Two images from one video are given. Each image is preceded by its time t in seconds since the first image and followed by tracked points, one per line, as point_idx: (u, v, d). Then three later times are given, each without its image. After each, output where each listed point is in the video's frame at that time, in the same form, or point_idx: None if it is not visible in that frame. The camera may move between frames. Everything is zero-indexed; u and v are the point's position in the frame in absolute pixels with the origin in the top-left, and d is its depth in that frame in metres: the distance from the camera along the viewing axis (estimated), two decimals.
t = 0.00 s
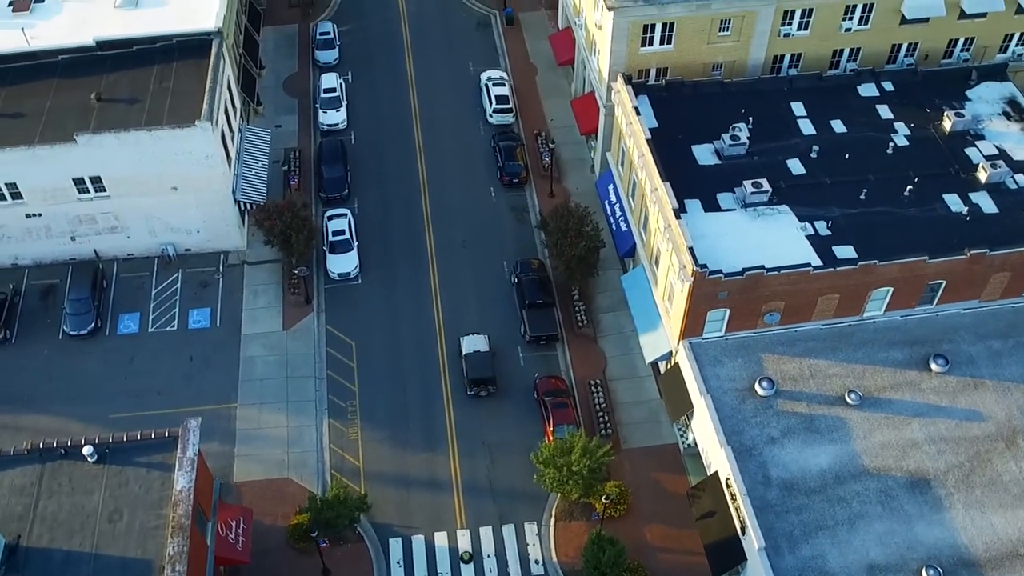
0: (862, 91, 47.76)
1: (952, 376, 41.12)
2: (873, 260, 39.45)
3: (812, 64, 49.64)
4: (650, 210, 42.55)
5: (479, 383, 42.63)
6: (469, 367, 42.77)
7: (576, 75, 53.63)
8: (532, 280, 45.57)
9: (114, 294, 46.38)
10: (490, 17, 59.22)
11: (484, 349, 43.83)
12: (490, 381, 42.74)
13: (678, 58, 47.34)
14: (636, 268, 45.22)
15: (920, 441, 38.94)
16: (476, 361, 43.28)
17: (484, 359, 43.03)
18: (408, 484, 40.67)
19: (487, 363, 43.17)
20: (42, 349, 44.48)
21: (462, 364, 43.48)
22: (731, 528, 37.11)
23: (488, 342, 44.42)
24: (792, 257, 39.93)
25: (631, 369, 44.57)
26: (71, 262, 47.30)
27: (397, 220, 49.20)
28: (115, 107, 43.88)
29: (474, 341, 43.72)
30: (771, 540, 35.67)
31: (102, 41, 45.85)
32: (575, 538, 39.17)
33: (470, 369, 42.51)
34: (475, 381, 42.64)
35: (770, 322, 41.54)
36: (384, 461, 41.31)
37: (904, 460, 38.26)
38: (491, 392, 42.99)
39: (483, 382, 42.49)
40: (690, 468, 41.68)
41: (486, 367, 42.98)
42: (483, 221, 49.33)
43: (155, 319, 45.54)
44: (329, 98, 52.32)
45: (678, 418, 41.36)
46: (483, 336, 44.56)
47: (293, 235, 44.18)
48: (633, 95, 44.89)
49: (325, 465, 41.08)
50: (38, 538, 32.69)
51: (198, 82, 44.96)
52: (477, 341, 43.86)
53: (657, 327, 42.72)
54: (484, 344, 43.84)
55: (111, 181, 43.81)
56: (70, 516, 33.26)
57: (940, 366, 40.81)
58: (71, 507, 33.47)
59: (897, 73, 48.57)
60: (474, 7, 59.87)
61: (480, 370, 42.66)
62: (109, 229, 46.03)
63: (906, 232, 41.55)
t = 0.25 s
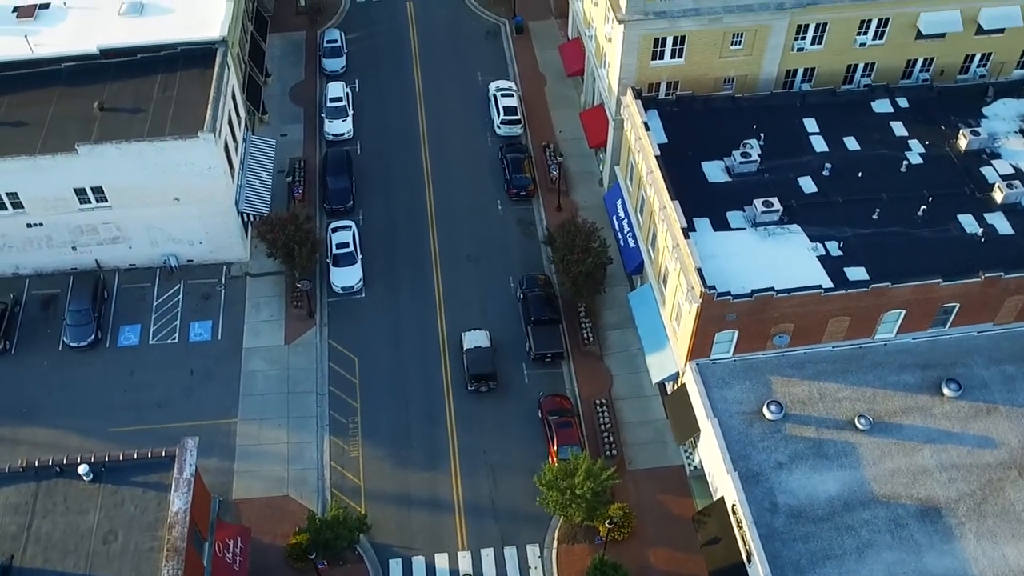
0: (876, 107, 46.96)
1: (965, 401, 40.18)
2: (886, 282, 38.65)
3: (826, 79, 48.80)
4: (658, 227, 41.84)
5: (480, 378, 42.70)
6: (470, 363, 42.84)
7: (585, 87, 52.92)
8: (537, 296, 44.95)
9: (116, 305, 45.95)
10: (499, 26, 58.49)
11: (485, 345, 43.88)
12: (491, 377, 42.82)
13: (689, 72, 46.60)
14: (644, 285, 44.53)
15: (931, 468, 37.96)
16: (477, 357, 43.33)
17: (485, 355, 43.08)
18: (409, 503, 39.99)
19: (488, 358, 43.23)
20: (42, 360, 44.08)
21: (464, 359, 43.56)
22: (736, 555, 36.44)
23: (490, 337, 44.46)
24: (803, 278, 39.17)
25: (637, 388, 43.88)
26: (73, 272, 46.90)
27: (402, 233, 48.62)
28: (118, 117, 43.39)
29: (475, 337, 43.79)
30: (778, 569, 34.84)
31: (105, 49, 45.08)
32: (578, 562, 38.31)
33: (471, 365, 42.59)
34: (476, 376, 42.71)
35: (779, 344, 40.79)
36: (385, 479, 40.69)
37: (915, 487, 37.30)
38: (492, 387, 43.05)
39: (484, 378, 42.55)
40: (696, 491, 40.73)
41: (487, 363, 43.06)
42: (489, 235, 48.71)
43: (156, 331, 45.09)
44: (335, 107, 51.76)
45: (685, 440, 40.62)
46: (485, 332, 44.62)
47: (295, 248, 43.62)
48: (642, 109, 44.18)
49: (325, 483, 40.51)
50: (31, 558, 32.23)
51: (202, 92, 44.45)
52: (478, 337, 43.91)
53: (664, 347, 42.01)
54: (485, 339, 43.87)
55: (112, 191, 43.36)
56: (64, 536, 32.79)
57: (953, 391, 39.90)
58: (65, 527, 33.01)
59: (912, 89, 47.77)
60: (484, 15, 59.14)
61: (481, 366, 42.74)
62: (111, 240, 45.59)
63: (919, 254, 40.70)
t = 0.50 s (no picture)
0: (883, 120, 46.29)
1: (972, 423, 39.45)
2: (892, 302, 37.99)
3: (832, 92, 48.20)
4: (661, 243, 41.23)
5: (478, 375, 42.73)
6: (467, 360, 42.84)
7: (588, 97, 52.28)
8: (539, 312, 44.38)
9: (112, 317, 45.46)
10: (502, 34, 57.85)
11: (483, 342, 43.87)
12: (489, 374, 42.84)
13: (693, 84, 45.96)
14: (647, 301, 43.92)
15: (938, 491, 37.19)
16: (475, 354, 43.34)
17: (482, 352, 43.09)
18: (408, 522, 39.36)
19: (486, 355, 43.24)
20: (37, 373, 43.59)
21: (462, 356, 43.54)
22: None
23: (488, 334, 44.46)
24: (808, 297, 38.49)
25: (639, 405, 43.26)
26: (69, 283, 46.42)
27: (402, 246, 48.06)
28: (114, 128, 42.85)
29: (473, 334, 43.77)
30: None
31: (102, 59, 44.66)
32: None
33: (469, 362, 42.61)
34: (474, 373, 42.73)
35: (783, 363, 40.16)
36: (383, 497, 40.10)
37: (921, 511, 36.53)
38: (489, 384, 43.06)
39: (481, 375, 42.54)
40: (698, 511, 40.03)
41: (485, 360, 43.06)
42: (490, 248, 48.12)
43: (152, 345, 44.60)
44: (335, 117, 51.19)
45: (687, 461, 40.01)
46: (482, 330, 44.60)
47: (294, 262, 43.06)
48: (646, 122, 43.56)
49: (323, 500, 39.95)
50: None
51: (200, 102, 43.90)
52: (476, 334, 43.92)
53: (667, 365, 41.40)
54: (483, 336, 43.87)
55: (109, 203, 42.86)
56: (56, 558, 32.27)
57: (960, 412, 39.18)
58: (57, 549, 32.48)
59: (919, 102, 47.09)
60: (486, 23, 58.50)
61: (478, 363, 42.74)
62: (108, 251, 45.09)
63: (926, 272, 40.00)
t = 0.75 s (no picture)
0: (889, 136, 45.50)
1: (979, 447, 38.47)
2: (897, 324, 37.23)
3: (837, 106, 47.44)
4: (662, 262, 40.48)
5: (473, 373, 42.79)
6: (462, 357, 42.91)
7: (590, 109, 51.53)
8: (538, 330, 43.67)
9: (105, 334, 44.85)
10: (503, 44, 57.10)
11: (478, 340, 43.94)
12: (483, 371, 42.91)
13: (696, 99, 45.21)
14: (648, 320, 43.19)
15: (943, 518, 36.20)
16: (470, 352, 43.40)
17: (477, 349, 43.18)
18: (403, 546, 38.58)
19: (481, 353, 43.31)
20: (29, 391, 43.02)
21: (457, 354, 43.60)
22: None
23: (483, 331, 44.54)
24: (812, 319, 37.72)
25: (639, 427, 42.52)
26: (62, 298, 45.83)
27: (400, 261, 47.38)
28: (107, 142, 42.22)
29: (468, 331, 43.84)
30: None
31: (96, 71, 43.90)
32: None
33: (464, 359, 42.68)
34: (469, 370, 42.80)
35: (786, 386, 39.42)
36: (378, 520, 39.35)
37: (927, 539, 35.54)
38: (484, 381, 43.13)
39: (476, 372, 42.60)
40: (699, 536, 39.17)
41: (479, 357, 43.14)
42: (489, 263, 47.41)
43: (146, 362, 43.98)
44: (333, 129, 50.51)
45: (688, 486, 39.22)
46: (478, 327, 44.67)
47: (289, 279, 42.36)
48: (648, 138, 42.82)
49: (317, 522, 39.20)
50: None
51: (195, 116, 43.25)
52: (471, 331, 43.99)
53: (668, 387, 40.66)
54: (478, 333, 43.94)
55: (102, 219, 42.24)
56: None
57: (966, 437, 38.25)
58: None
59: (926, 117, 46.31)
60: (487, 32, 57.75)
61: (473, 361, 42.81)
62: (101, 267, 44.47)
63: (932, 293, 39.16)
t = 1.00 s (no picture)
0: (893, 151, 44.80)
1: (984, 470, 37.75)
2: (901, 346, 36.52)
3: (840, 120, 46.71)
4: (661, 281, 39.79)
5: (467, 372, 42.64)
6: (456, 356, 42.72)
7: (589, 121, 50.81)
8: (536, 348, 42.99)
9: (97, 351, 44.20)
10: (501, 54, 56.39)
11: (473, 338, 43.79)
12: (478, 370, 42.78)
13: (697, 113, 44.51)
14: (647, 339, 42.49)
15: (947, 544, 35.48)
16: (465, 351, 43.25)
17: (472, 348, 43.03)
18: (398, 570, 37.85)
19: (476, 352, 43.17)
20: (20, 409, 42.38)
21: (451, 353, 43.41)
22: None
23: (478, 331, 44.39)
24: (815, 341, 37.00)
25: (638, 447, 41.83)
26: (53, 314, 45.18)
27: (396, 276, 46.72)
28: (98, 157, 41.56)
29: (463, 330, 43.66)
30: None
31: (87, 83, 43.10)
32: None
33: (458, 358, 42.49)
34: (463, 369, 42.64)
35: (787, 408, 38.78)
36: (373, 542, 38.62)
37: (931, 566, 34.81)
38: (478, 380, 43.00)
39: (470, 371, 42.43)
40: (698, 559, 38.40)
41: (474, 356, 42.97)
42: (487, 279, 46.75)
43: (138, 380, 43.34)
44: (329, 141, 49.82)
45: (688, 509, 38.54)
46: (473, 326, 44.49)
47: (282, 297, 41.71)
48: (647, 154, 42.14)
49: (311, 544, 38.47)
50: None
51: (188, 131, 42.59)
52: (466, 330, 43.84)
53: (667, 408, 39.97)
54: (472, 333, 43.79)
55: (93, 235, 41.59)
56: None
57: (971, 460, 37.53)
58: None
59: (930, 131, 45.61)
60: (485, 42, 57.04)
61: (468, 360, 42.61)
62: (92, 283, 43.82)
63: (937, 313, 38.44)
